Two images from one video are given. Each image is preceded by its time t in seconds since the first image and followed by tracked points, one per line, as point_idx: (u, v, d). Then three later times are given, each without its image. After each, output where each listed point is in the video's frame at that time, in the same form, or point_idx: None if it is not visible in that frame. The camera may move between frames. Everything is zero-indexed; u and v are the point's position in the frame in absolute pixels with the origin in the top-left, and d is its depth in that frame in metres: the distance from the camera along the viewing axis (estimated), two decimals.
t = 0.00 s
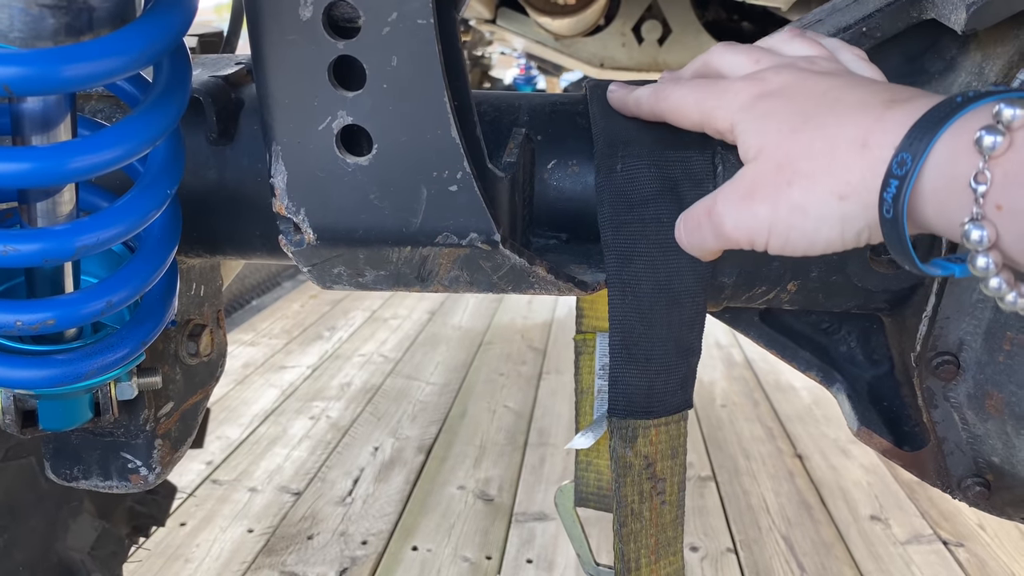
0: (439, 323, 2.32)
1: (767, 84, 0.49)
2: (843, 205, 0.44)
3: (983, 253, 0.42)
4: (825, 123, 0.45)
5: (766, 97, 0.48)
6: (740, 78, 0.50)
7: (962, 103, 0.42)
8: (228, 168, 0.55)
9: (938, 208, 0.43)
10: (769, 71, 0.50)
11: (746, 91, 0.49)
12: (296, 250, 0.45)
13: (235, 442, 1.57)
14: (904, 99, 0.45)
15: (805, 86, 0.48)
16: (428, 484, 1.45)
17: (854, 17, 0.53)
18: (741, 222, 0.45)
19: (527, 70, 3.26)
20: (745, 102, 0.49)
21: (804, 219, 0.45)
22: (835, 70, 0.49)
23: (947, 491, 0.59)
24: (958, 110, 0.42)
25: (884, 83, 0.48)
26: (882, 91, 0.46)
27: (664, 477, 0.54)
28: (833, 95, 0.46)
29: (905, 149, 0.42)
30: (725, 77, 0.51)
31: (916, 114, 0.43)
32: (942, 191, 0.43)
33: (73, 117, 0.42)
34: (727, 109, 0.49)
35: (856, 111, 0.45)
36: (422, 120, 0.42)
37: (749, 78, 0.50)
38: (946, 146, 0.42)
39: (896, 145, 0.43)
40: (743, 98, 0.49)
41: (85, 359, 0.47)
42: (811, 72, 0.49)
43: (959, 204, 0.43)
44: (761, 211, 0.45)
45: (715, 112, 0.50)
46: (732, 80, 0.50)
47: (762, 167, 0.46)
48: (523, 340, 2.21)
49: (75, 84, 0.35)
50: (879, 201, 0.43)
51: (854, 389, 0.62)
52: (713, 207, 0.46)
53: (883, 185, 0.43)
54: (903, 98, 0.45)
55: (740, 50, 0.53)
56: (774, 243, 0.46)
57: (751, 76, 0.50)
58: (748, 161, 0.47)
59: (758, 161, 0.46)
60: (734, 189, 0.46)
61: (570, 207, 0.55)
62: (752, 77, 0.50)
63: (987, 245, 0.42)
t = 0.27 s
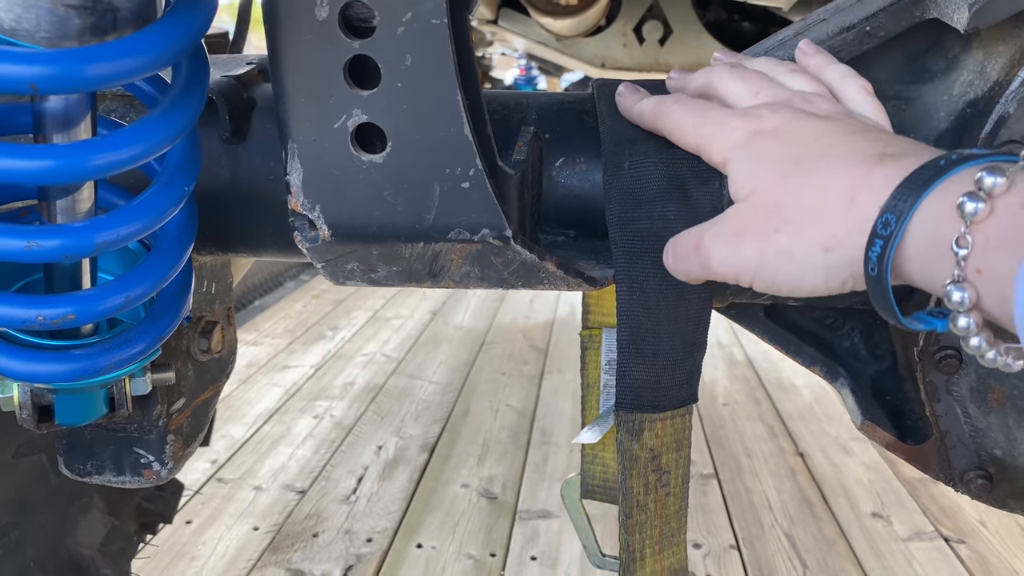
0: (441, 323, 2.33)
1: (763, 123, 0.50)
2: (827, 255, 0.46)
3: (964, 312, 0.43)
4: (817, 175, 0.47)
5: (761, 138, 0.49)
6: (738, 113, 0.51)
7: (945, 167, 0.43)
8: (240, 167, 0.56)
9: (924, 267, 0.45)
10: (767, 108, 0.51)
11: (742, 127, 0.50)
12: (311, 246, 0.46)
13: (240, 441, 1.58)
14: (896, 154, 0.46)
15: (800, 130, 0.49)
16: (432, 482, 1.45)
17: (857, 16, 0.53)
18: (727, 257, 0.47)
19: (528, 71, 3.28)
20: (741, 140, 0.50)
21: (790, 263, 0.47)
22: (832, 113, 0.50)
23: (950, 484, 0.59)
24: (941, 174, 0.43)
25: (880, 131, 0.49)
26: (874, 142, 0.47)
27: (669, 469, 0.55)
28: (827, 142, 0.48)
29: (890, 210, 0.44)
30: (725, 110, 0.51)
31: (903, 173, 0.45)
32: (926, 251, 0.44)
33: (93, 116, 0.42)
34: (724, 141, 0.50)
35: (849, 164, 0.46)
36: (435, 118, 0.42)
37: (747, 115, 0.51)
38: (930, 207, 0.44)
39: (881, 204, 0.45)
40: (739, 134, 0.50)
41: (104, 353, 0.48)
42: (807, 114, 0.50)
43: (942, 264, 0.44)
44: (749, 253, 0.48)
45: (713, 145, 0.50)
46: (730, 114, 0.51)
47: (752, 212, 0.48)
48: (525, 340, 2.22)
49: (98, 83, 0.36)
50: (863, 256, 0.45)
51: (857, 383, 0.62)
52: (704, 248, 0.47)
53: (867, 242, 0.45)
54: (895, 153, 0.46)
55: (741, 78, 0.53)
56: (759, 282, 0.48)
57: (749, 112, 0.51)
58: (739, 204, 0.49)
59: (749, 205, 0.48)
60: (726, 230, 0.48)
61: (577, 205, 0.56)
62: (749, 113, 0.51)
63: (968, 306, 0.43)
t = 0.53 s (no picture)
0: (443, 321, 2.36)
1: (743, 97, 0.52)
2: (803, 209, 0.47)
3: (938, 245, 0.43)
4: (783, 131, 0.48)
5: (739, 111, 0.51)
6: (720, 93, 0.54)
7: (900, 99, 0.43)
8: (260, 161, 0.59)
9: (895, 201, 0.45)
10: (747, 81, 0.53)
11: (722, 105, 0.52)
12: (331, 236, 0.48)
13: (246, 435, 1.60)
14: (857, 90, 0.47)
15: (773, 93, 0.51)
16: (437, 475, 1.48)
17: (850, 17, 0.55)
18: (708, 234, 0.49)
19: (529, 71, 3.31)
20: (722, 114, 0.52)
21: (769, 222, 0.48)
22: (806, 69, 0.51)
23: (941, 466, 0.62)
24: (896, 104, 0.43)
25: (852, 67, 0.49)
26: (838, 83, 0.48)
27: (672, 451, 0.57)
28: (794, 101, 0.49)
29: (850, 154, 0.44)
30: (710, 95, 0.54)
31: (860, 109, 0.45)
32: (892, 189, 0.44)
33: (127, 112, 0.45)
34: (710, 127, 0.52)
35: (813, 113, 0.47)
36: (451, 113, 0.45)
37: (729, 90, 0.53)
38: (894, 137, 0.44)
39: (845, 140, 0.45)
40: (720, 108, 0.52)
41: (134, 338, 0.50)
42: (783, 75, 0.52)
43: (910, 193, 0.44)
44: (727, 220, 0.49)
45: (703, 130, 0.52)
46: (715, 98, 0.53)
47: (729, 179, 0.50)
48: (526, 337, 2.24)
49: (137, 80, 0.38)
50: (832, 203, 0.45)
51: (853, 369, 0.65)
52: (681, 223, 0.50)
53: (833, 189, 0.45)
54: (855, 90, 0.47)
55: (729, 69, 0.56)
56: (747, 251, 0.49)
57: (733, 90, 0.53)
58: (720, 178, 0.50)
59: (726, 175, 0.50)
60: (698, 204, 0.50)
61: (583, 197, 0.58)
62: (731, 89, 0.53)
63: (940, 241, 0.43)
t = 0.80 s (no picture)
0: (438, 322, 2.38)
1: (728, 303, 0.44)
2: (847, 460, 0.37)
3: None
4: (786, 363, 0.39)
5: (731, 321, 0.44)
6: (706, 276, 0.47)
7: (958, 329, 0.34)
8: (246, 169, 0.61)
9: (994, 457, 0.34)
10: (726, 269, 0.46)
11: (709, 313, 0.45)
12: (311, 244, 0.50)
13: (241, 436, 1.62)
14: (869, 299, 0.38)
15: (768, 297, 0.42)
16: (428, 474, 1.50)
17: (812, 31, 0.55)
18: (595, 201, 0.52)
19: (524, 73, 3.33)
20: (715, 327, 0.44)
21: (804, 475, 0.38)
22: (795, 258, 0.43)
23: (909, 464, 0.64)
24: (962, 347, 0.34)
25: (850, 247, 0.42)
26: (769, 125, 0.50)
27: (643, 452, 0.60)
28: (793, 308, 0.41)
29: (905, 410, 0.34)
30: (690, 279, 0.47)
31: (892, 331, 0.36)
32: (972, 444, 0.34)
33: (114, 125, 0.47)
34: (698, 331, 0.45)
35: (822, 324, 0.38)
36: (425, 126, 0.47)
37: (713, 279, 0.46)
38: (972, 378, 0.34)
39: (885, 388, 0.35)
40: (709, 321, 0.45)
41: (121, 342, 0.52)
42: (773, 269, 0.44)
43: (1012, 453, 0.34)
44: (748, 465, 0.39)
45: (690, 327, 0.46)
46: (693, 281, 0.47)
47: (737, 420, 0.40)
48: (520, 338, 2.26)
49: (121, 97, 0.40)
50: (884, 460, 0.36)
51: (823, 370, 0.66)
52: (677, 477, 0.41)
53: (885, 446, 0.35)
54: (864, 298, 0.38)
55: (698, 215, 0.48)
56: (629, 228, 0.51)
57: (715, 274, 0.46)
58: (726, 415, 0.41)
59: (733, 413, 0.41)
60: (693, 449, 0.41)
61: (559, 205, 0.60)
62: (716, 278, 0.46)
63: None
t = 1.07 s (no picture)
0: (431, 326, 2.37)
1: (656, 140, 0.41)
2: (738, 257, 0.37)
3: (901, 303, 0.34)
4: (701, 177, 0.38)
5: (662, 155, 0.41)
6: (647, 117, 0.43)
7: (830, 129, 0.34)
8: (221, 184, 0.60)
9: (863, 252, 0.34)
10: (672, 108, 0.42)
11: (643, 149, 0.42)
12: (282, 261, 0.50)
13: (230, 442, 1.61)
14: (777, 117, 0.37)
15: (692, 130, 0.40)
16: (418, 481, 1.49)
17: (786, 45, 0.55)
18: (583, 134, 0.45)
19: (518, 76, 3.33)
20: (650, 160, 0.41)
21: (708, 276, 0.37)
22: (728, 97, 0.40)
23: (889, 479, 0.64)
24: (828, 141, 0.34)
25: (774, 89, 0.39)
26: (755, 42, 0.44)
27: (621, 467, 0.59)
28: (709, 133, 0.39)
29: (777, 194, 0.35)
30: (631, 119, 0.43)
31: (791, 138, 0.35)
32: (832, 237, 0.34)
33: (80, 144, 0.46)
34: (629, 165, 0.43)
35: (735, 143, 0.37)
36: (393, 144, 0.46)
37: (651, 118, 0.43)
38: (837, 171, 0.34)
39: (771, 178, 0.35)
40: (640, 152, 0.42)
41: (92, 360, 0.51)
42: (705, 108, 0.40)
43: (863, 236, 0.34)
44: (659, 278, 0.38)
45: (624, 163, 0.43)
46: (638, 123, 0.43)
47: (650, 239, 0.39)
48: (513, 342, 2.26)
49: (85, 119, 0.40)
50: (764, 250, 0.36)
51: (803, 384, 0.67)
52: (591, 305, 0.39)
53: (760, 233, 0.36)
54: (775, 116, 0.37)
55: (651, 66, 0.44)
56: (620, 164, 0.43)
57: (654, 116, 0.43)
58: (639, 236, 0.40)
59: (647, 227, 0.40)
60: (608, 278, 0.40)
61: (536, 220, 0.60)
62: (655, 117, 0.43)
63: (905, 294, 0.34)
